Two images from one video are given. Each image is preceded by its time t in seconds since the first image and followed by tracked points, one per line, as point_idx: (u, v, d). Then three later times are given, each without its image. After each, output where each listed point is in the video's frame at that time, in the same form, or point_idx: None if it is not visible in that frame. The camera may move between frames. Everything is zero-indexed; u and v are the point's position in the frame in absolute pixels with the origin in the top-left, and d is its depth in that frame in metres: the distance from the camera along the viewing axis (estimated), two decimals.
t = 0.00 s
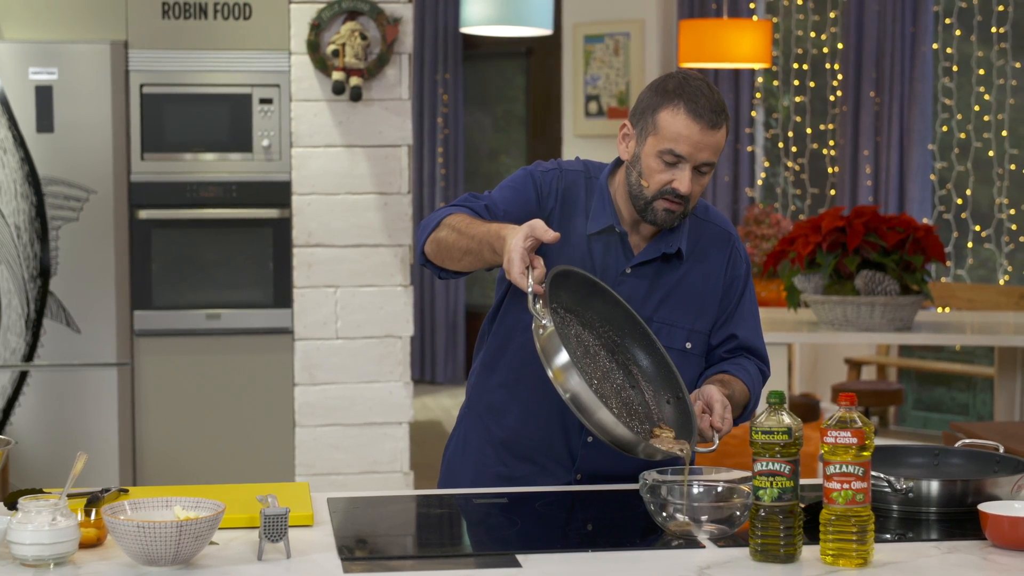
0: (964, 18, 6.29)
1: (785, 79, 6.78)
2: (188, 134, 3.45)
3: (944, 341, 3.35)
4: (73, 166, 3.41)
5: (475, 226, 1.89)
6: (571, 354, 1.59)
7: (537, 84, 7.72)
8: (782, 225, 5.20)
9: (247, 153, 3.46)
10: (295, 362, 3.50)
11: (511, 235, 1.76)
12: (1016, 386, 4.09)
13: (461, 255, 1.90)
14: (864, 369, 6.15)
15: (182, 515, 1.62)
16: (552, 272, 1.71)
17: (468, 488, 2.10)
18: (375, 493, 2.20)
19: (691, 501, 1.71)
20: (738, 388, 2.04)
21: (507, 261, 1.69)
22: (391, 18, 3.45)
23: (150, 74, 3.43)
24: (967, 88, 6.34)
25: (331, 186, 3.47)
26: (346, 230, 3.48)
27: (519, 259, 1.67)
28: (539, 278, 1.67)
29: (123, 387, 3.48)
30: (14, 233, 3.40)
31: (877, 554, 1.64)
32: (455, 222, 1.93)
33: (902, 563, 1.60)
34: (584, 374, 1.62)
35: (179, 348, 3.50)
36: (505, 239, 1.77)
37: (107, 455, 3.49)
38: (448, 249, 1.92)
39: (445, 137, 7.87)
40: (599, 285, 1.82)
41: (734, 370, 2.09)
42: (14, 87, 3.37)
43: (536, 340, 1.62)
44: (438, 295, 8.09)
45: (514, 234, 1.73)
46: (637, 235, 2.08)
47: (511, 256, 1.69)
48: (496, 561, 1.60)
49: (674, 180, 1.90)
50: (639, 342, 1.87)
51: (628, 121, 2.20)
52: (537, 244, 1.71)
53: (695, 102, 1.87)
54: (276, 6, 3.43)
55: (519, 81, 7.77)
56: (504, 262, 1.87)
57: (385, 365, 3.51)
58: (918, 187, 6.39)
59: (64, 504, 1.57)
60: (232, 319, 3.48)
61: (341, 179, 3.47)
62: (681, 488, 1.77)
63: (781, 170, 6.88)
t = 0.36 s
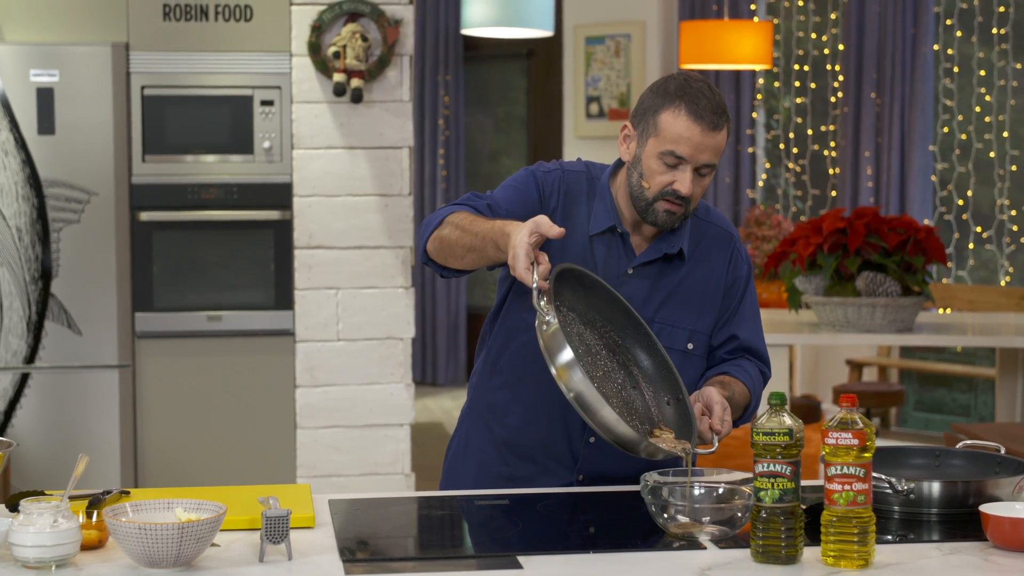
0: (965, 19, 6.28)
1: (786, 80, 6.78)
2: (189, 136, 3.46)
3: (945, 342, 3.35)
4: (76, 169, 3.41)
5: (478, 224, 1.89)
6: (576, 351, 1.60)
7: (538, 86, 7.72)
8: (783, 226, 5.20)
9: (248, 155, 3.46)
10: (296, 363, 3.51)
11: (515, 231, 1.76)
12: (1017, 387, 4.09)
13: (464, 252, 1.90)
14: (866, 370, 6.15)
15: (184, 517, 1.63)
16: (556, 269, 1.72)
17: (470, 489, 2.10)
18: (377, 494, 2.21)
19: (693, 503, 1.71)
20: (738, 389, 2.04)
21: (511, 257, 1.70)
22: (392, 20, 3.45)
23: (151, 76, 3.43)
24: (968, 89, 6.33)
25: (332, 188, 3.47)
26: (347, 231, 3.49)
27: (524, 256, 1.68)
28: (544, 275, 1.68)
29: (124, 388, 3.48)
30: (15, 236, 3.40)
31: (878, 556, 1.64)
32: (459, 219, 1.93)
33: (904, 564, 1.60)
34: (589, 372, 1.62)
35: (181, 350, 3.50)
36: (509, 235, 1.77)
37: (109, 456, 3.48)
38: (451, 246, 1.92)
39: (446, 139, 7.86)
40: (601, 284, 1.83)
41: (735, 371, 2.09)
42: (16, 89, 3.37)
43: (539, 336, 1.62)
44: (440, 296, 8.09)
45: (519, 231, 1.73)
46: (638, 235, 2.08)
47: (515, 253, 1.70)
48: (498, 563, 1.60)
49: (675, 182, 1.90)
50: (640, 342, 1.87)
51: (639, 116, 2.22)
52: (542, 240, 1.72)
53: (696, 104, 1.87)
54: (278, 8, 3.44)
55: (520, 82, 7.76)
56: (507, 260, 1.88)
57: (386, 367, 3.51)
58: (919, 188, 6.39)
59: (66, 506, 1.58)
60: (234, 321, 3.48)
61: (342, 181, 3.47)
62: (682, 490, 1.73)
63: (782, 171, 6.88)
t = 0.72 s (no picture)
0: (965, 20, 6.28)
1: (786, 81, 6.78)
2: (189, 137, 3.46)
3: (945, 343, 3.35)
4: (75, 170, 3.41)
5: (480, 223, 1.89)
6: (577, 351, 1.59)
7: (538, 87, 7.71)
8: (783, 227, 5.20)
9: (248, 156, 3.46)
10: (297, 365, 3.51)
11: (517, 231, 1.76)
12: (1018, 388, 4.08)
13: (466, 252, 1.90)
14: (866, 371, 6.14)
15: (184, 518, 1.63)
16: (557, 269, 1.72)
17: (471, 490, 2.10)
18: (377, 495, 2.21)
19: (693, 503, 1.71)
20: (738, 391, 2.04)
21: (513, 255, 1.70)
22: (392, 22, 3.45)
23: (150, 77, 3.44)
24: (968, 90, 6.33)
25: (332, 190, 3.47)
26: (348, 232, 3.49)
27: (526, 254, 1.68)
28: (545, 273, 1.68)
29: (124, 390, 3.48)
30: (15, 238, 3.40)
31: (878, 556, 1.64)
32: (460, 219, 1.93)
33: (903, 565, 1.60)
34: (590, 372, 1.62)
35: (181, 352, 3.49)
36: (511, 234, 1.77)
37: (109, 459, 3.48)
38: (453, 246, 1.92)
39: (446, 140, 7.85)
40: (602, 285, 1.83)
41: (734, 372, 2.09)
42: (15, 91, 3.37)
43: (541, 336, 1.62)
44: (440, 297, 8.10)
45: (520, 230, 1.73)
46: (639, 236, 2.08)
47: (517, 251, 1.69)
48: (498, 564, 1.60)
49: (675, 183, 1.90)
50: (639, 343, 1.88)
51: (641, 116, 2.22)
52: (543, 239, 1.72)
53: (696, 105, 1.87)
54: (277, 9, 3.44)
55: (520, 84, 7.76)
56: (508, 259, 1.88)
57: (386, 368, 3.51)
58: (919, 189, 6.39)
59: (66, 508, 1.58)
60: (234, 322, 3.48)
61: (342, 182, 3.47)
62: (682, 490, 1.74)
63: (782, 172, 6.87)
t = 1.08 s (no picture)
0: (966, 21, 6.28)
1: (787, 82, 6.77)
2: (190, 138, 3.46)
3: (945, 344, 3.35)
4: (76, 171, 3.41)
5: (484, 222, 1.88)
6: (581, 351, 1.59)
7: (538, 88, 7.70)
8: (783, 228, 5.20)
9: (249, 157, 3.46)
10: (297, 366, 3.50)
11: (521, 229, 1.75)
12: (1018, 389, 4.08)
13: (470, 251, 1.90)
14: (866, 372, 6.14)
15: (184, 519, 1.63)
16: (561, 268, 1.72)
17: (472, 491, 2.10)
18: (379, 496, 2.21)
19: (694, 504, 1.71)
20: (738, 393, 2.04)
21: (518, 253, 1.69)
22: (392, 22, 3.45)
23: (151, 78, 3.43)
24: (969, 91, 6.33)
25: (333, 190, 3.47)
26: (348, 233, 3.48)
27: (531, 252, 1.67)
28: (551, 272, 1.67)
29: (125, 390, 3.48)
30: (16, 238, 3.40)
31: (878, 558, 1.64)
32: (464, 218, 1.93)
33: (903, 566, 1.60)
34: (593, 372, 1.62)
35: (181, 352, 3.49)
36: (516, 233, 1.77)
37: (109, 459, 3.48)
38: (457, 245, 1.92)
39: (447, 141, 7.84)
40: (606, 286, 1.83)
41: (735, 375, 2.09)
42: (16, 91, 3.37)
43: (545, 335, 1.62)
44: (440, 297, 8.10)
45: (525, 228, 1.72)
46: (641, 237, 2.08)
47: (522, 249, 1.68)
48: (499, 565, 1.60)
49: (677, 183, 1.90)
50: (641, 346, 1.88)
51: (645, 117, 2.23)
52: (549, 237, 1.71)
53: (699, 105, 1.87)
54: (278, 10, 3.43)
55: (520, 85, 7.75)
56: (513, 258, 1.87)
57: (387, 369, 3.51)
58: (919, 190, 6.39)
59: (66, 509, 1.58)
60: (234, 323, 3.48)
61: (342, 183, 3.47)
62: (683, 491, 1.74)
63: (782, 173, 6.86)
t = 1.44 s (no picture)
0: (968, 20, 6.28)
1: (789, 81, 6.77)
2: (193, 138, 3.46)
3: (948, 343, 3.35)
4: (78, 171, 3.41)
5: (490, 219, 1.89)
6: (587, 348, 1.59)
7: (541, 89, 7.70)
8: (786, 228, 5.21)
9: (251, 157, 3.46)
10: (300, 366, 3.50)
11: (528, 225, 1.76)
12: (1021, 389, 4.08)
13: (475, 247, 1.90)
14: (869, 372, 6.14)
15: (187, 519, 1.63)
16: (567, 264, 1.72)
17: (476, 490, 2.10)
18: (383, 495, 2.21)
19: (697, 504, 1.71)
20: (741, 394, 2.04)
21: (525, 250, 1.70)
22: (395, 22, 3.45)
23: (154, 77, 3.44)
24: (972, 91, 6.34)
25: (335, 190, 3.47)
26: (350, 233, 3.48)
27: (538, 248, 1.68)
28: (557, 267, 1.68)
29: (128, 390, 3.48)
30: (19, 238, 3.40)
31: (881, 557, 1.64)
32: (469, 216, 1.93)
33: (907, 565, 1.60)
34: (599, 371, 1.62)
35: (184, 353, 3.49)
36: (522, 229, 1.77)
37: (112, 460, 3.48)
38: (462, 242, 1.92)
39: (449, 141, 7.84)
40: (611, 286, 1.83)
41: (738, 375, 2.09)
42: (20, 91, 3.37)
43: (551, 332, 1.62)
44: (443, 297, 8.10)
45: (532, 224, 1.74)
46: (645, 237, 2.08)
47: (529, 245, 1.70)
48: (502, 564, 1.61)
49: (681, 182, 1.90)
50: (644, 346, 1.88)
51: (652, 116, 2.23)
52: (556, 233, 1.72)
53: (703, 104, 1.87)
54: (281, 9, 3.44)
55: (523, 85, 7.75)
56: (518, 255, 1.88)
57: (389, 369, 3.51)
58: (922, 190, 6.40)
59: (70, 509, 1.58)
60: (237, 323, 3.48)
61: (345, 183, 3.47)
62: (686, 490, 1.73)
63: (785, 173, 6.85)
